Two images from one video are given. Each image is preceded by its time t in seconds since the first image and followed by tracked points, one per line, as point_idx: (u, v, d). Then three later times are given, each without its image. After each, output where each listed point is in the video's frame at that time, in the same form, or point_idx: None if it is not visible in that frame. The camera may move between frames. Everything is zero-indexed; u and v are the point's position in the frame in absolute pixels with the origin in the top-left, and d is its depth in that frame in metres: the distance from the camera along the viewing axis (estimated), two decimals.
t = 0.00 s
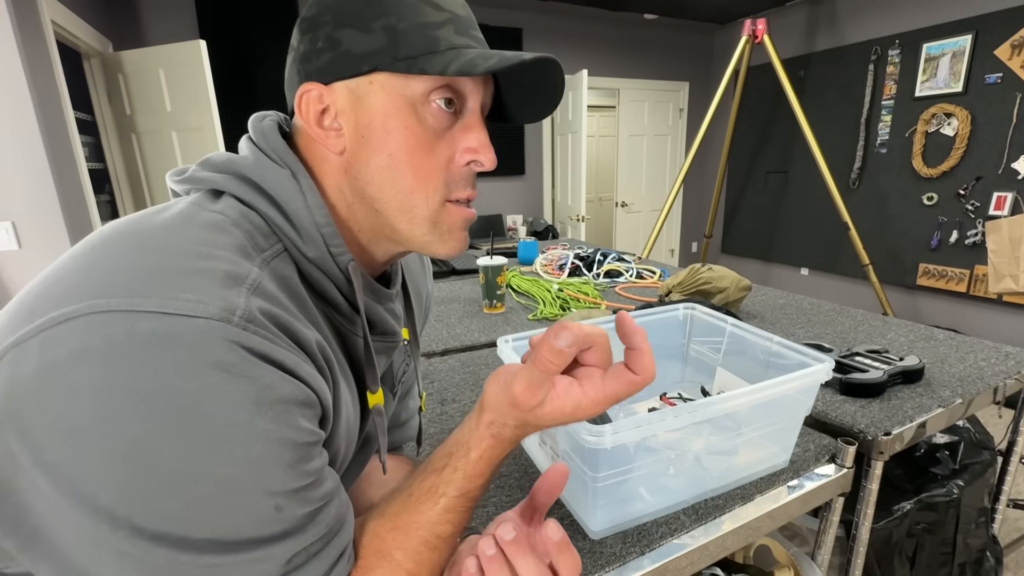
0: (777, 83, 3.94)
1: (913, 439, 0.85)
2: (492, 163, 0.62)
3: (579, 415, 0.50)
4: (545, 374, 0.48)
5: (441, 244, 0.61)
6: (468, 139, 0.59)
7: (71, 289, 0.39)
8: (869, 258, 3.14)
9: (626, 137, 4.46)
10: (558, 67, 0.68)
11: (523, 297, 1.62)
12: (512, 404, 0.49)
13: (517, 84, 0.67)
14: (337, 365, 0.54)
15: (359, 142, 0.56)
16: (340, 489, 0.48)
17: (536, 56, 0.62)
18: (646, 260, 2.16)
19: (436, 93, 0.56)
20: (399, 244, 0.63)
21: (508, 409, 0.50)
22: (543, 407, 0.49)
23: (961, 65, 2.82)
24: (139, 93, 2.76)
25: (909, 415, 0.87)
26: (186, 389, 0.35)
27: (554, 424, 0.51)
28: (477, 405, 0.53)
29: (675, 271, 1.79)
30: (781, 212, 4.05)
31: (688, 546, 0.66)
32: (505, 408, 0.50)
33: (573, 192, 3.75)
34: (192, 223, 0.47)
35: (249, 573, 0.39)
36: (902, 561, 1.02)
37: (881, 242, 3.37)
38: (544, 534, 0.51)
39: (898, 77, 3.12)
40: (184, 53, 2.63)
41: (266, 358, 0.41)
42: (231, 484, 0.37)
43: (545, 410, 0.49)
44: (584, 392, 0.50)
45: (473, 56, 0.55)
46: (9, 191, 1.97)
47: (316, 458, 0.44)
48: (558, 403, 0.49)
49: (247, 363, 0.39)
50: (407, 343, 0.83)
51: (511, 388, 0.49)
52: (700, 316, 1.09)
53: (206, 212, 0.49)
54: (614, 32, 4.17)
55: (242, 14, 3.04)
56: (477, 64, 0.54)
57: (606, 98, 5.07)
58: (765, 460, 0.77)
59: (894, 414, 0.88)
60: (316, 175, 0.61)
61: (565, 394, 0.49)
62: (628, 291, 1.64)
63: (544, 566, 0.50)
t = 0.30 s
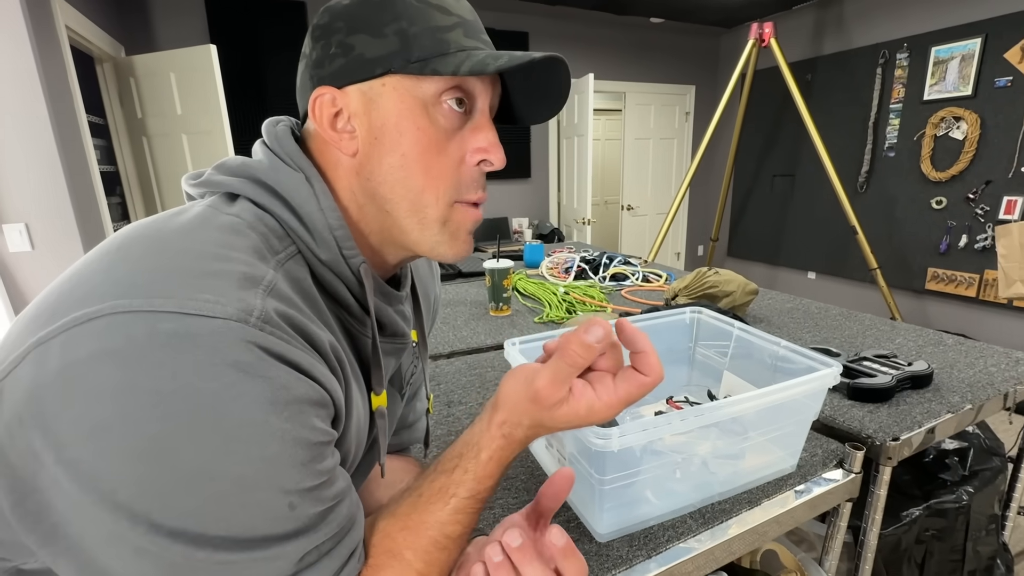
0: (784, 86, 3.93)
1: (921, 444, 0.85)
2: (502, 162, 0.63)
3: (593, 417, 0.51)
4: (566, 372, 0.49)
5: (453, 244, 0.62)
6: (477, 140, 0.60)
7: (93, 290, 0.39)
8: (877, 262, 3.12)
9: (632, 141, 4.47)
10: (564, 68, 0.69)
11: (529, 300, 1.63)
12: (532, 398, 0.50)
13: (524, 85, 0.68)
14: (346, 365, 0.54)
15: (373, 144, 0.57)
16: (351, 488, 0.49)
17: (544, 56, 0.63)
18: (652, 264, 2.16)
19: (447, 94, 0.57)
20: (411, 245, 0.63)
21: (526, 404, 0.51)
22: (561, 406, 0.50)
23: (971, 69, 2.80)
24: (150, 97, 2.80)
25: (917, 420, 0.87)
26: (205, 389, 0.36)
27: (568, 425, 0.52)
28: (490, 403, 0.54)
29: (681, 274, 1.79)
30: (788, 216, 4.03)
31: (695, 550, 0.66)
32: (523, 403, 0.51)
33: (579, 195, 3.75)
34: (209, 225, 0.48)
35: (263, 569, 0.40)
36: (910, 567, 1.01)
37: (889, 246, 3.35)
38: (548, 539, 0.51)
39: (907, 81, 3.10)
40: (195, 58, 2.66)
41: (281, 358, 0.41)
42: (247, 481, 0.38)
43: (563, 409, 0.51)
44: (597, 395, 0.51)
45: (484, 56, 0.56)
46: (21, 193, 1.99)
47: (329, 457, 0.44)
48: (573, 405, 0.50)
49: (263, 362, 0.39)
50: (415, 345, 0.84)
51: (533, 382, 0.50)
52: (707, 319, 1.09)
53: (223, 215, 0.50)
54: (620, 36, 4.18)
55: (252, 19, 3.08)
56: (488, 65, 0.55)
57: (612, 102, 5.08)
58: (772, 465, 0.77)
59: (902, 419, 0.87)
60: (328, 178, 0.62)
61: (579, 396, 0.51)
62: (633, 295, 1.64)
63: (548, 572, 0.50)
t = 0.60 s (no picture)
0: (789, 89, 3.93)
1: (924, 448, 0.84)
2: (508, 164, 0.64)
3: (585, 403, 0.53)
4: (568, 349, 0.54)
5: (459, 246, 0.63)
6: (485, 143, 0.61)
7: (105, 291, 0.41)
8: (882, 265, 3.11)
9: (636, 144, 4.47)
10: (567, 69, 0.70)
11: (532, 302, 1.63)
12: (535, 369, 0.53)
13: (528, 89, 0.69)
14: (351, 366, 0.55)
15: (381, 148, 0.58)
16: (354, 487, 0.50)
17: (549, 58, 0.64)
18: (656, 266, 2.16)
19: (454, 98, 0.58)
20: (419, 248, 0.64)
21: (527, 379, 0.53)
22: (560, 380, 0.53)
23: (976, 71, 2.79)
24: (158, 101, 2.83)
25: (920, 424, 0.87)
26: (214, 388, 0.37)
27: (561, 413, 0.53)
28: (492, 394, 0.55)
29: (685, 277, 1.79)
30: (792, 219, 4.02)
31: (696, 552, 0.66)
32: (525, 377, 0.53)
33: (583, 198, 3.75)
34: (218, 228, 0.49)
35: (269, 566, 0.41)
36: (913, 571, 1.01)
37: (894, 249, 3.34)
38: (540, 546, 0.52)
39: (912, 83, 3.09)
40: (202, 62, 2.69)
41: (288, 359, 0.42)
42: (253, 479, 0.38)
43: (561, 386, 0.52)
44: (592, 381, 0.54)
45: (490, 60, 0.57)
46: (30, 195, 2.01)
47: (333, 456, 0.45)
48: (570, 385, 0.53)
49: (270, 362, 0.40)
50: (419, 347, 0.85)
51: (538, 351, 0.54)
52: (709, 322, 1.09)
53: (231, 218, 0.51)
54: (624, 39, 4.19)
55: (259, 23, 3.11)
56: (495, 69, 0.56)
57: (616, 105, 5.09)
58: (774, 467, 0.78)
59: (905, 422, 0.87)
60: (337, 184, 0.63)
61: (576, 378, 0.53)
62: (637, 297, 1.64)
63: None
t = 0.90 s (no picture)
0: (791, 91, 3.93)
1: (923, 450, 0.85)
2: (510, 174, 0.65)
3: (552, 381, 0.50)
4: (502, 338, 0.49)
5: (460, 252, 0.64)
6: (488, 152, 0.62)
7: (117, 292, 0.41)
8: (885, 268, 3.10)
9: (637, 146, 4.47)
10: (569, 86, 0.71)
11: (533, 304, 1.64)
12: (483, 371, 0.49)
13: (532, 105, 0.70)
14: (356, 366, 0.56)
15: (387, 152, 0.59)
16: (357, 486, 0.51)
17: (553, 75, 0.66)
18: (656, 268, 2.16)
19: (460, 108, 0.59)
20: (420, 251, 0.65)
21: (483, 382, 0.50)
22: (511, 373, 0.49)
23: (979, 74, 2.79)
24: (162, 103, 2.86)
25: (919, 426, 0.87)
26: (223, 388, 0.38)
27: (530, 397, 0.50)
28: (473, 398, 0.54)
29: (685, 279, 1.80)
30: (795, 220, 4.02)
31: (693, 552, 0.66)
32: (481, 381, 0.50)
33: (585, 200, 3.76)
34: (226, 231, 0.50)
35: (273, 563, 0.41)
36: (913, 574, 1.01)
37: (897, 252, 3.34)
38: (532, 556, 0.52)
39: (914, 86, 3.09)
40: (206, 65, 2.71)
41: (294, 359, 0.43)
42: (259, 478, 0.39)
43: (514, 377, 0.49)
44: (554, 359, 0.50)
45: (497, 74, 0.58)
46: (36, 198, 2.02)
47: (338, 455, 0.46)
48: (524, 371, 0.49)
49: (277, 363, 0.41)
50: (421, 349, 0.86)
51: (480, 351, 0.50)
52: (708, 324, 1.10)
53: (238, 221, 0.52)
54: (626, 42, 4.20)
55: (263, 27, 3.14)
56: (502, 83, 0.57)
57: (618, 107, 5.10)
58: (773, 468, 0.78)
59: (904, 424, 0.87)
60: (341, 186, 0.64)
61: (528, 362, 0.49)
62: (637, 300, 1.65)
63: None
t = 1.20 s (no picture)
0: (792, 93, 3.93)
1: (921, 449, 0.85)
2: (515, 188, 0.66)
3: (583, 402, 0.53)
4: (548, 352, 0.53)
5: (464, 261, 0.65)
6: (495, 166, 0.63)
7: (130, 292, 0.42)
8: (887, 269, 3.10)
9: (639, 147, 4.48)
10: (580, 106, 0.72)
11: (534, 305, 1.65)
12: (520, 381, 0.52)
13: (541, 123, 0.71)
14: (361, 367, 0.57)
15: (399, 160, 0.60)
16: (363, 483, 0.51)
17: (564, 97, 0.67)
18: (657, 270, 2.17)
19: (473, 122, 0.60)
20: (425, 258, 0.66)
21: (517, 393, 0.53)
22: (546, 386, 0.52)
23: (980, 74, 2.79)
24: (166, 105, 2.87)
25: (918, 426, 0.87)
26: (235, 385, 0.39)
27: (556, 413, 0.54)
28: (492, 405, 0.56)
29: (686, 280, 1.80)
30: (796, 222, 4.02)
31: (692, 551, 0.67)
32: (516, 392, 0.53)
33: (586, 202, 3.77)
34: (236, 233, 0.51)
35: (281, 558, 0.42)
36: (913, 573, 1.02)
37: (898, 253, 3.34)
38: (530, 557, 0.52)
39: (915, 86, 3.09)
40: (209, 68, 2.73)
41: (303, 358, 0.44)
42: (268, 473, 0.40)
43: (549, 392, 0.52)
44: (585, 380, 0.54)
45: (512, 92, 0.59)
46: (41, 200, 2.04)
47: (344, 453, 0.47)
48: (560, 387, 0.52)
49: (287, 361, 0.42)
50: (425, 350, 0.87)
51: (517, 363, 0.53)
52: (709, 325, 1.10)
53: (248, 223, 0.53)
54: (626, 44, 4.21)
55: (266, 29, 3.15)
56: (517, 101, 0.58)
57: (620, 109, 5.11)
58: (772, 468, 0.79)
59: (903, 424, 0.88)
60: (350, 191, 0.65)
61: (567, 379, 0.53)
62: (638, 301, 1.65)
63: None
